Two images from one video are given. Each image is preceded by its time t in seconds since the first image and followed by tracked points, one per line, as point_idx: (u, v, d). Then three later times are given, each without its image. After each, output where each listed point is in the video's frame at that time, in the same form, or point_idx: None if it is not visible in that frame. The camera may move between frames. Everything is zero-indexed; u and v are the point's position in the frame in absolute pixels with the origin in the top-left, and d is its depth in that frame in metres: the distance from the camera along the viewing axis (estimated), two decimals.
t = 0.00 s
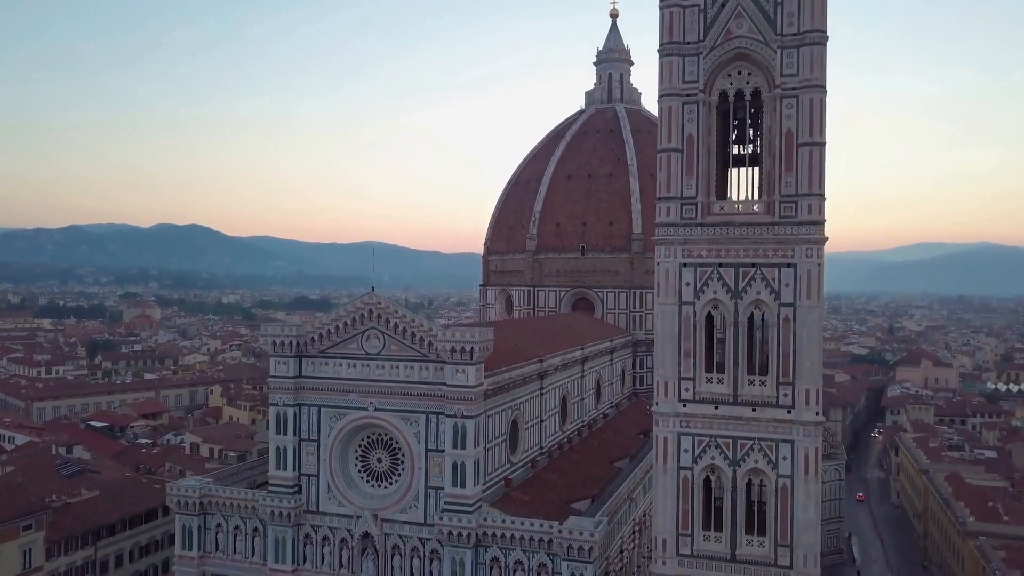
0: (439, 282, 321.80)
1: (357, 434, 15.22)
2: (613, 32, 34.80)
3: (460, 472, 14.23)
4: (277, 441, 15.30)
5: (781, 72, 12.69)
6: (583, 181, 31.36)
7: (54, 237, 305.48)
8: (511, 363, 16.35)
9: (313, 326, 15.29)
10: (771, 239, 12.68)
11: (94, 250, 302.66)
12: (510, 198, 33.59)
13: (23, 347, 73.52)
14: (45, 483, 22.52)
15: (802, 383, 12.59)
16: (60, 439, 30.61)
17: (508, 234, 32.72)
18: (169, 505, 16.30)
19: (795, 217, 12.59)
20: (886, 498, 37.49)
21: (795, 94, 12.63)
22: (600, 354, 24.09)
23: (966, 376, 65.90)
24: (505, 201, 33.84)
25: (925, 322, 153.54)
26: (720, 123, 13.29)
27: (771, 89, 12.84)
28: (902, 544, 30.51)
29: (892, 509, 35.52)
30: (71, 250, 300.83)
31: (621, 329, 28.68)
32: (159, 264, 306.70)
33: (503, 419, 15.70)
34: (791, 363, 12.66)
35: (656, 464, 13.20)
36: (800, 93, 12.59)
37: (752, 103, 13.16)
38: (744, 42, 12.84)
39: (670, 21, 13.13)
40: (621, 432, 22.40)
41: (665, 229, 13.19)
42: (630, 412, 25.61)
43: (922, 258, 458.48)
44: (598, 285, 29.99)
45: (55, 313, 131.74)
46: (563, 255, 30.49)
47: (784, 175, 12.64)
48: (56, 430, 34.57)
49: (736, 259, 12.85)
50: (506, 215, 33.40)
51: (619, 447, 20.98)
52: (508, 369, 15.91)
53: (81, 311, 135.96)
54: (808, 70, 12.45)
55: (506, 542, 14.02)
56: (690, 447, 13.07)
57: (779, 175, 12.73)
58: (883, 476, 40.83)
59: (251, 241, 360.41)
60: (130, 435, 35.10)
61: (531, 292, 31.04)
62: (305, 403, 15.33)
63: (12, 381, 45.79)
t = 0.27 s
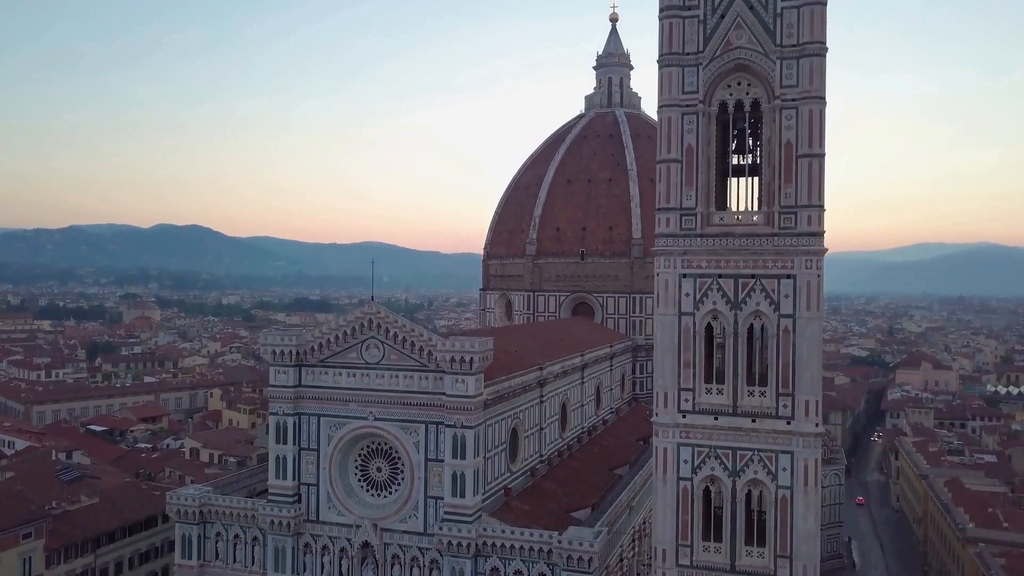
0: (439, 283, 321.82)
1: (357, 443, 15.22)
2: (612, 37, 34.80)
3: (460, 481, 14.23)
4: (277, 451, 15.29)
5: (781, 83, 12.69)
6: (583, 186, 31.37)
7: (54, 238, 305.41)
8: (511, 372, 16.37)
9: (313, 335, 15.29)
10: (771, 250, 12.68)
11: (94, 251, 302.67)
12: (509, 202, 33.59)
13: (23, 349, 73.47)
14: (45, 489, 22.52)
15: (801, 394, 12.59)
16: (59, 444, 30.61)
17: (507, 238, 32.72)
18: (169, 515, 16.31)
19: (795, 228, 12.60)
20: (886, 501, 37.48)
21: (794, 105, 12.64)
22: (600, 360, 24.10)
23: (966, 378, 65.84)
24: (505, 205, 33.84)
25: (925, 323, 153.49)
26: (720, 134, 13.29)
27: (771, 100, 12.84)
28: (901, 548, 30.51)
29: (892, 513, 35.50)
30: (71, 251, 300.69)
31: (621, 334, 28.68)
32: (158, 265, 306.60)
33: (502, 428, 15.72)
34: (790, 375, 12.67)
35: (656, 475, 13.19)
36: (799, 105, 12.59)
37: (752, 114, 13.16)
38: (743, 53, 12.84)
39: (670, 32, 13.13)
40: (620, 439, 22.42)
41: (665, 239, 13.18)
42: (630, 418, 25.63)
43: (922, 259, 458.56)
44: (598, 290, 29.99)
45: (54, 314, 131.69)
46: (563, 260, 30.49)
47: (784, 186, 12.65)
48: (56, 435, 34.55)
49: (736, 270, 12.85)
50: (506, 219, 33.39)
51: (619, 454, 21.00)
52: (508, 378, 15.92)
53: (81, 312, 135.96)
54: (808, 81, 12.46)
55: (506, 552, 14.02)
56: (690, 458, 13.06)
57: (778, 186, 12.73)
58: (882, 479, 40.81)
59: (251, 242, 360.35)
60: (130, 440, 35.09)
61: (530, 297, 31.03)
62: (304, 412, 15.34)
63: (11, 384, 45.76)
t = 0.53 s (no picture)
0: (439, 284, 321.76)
1: (356, 454, 15.21)
2: (612, 42, 34.81)
3: (459, 493, 14.23)
4: (276, 461, 15.29)
5: (781, 96, 12.69)
6: (583, 191, 31.36)
7: (54, 238, 305.47)
8: (511, 383, 16.38)
9: (312, 345, 15.29)
10: (770, 263, 12.68)
11: (94, 252, 302.74)
12: (509, 207, 33.59)
13: (23, 351, 73.49)
14: (45, 498, 22.56)
15: (801, 407, 12.58)
16: (59, 450, 30.65)
17: (507, 243, 32.71)
18: (169, 525, 16.31)
19: (795, 241, 12.59)
20: (886, 506, 37.46)
21: (794, 118, 12.64)
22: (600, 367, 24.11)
23: (966, 380, 65.86)
24: (505, 211, 33.82)
25: (925, 324, 153.31)
26: (720, 146, 13.29)
27: (770, 113, 12.83)
28: (901, 554, 30.48)
29: (891, 518, 35.49)
30: (70, 251, 300.70)
31: (621, 340, 28.67)
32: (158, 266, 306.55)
33: (502, 438, 15.73)
34: (790, 388, 12.66)
35: (655, 488, 13.19)
36: (798, 118, 12.60)
37: (752, 126, 13.15)
38: (743, 66, 12.84)
39: (670, 44, 13.13)
40: (620, 447, 22.44)
41: (665, 252, 13.18)
42: (630, 425, 25.64)
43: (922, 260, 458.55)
44: (598, 296, 29.98)
45: (55, 316, 131.75)
46: (563, 266, 30.48)
47: (783, 199, 12.65)
48: (56, 440, 34.57)
49: (735, 283, 12.85)
50: (506, 224, 33.38)
51: (619, 462, 21.02)
52: (508, 389, 15.94)
53: (81, 313, 136.02)
54: (807, 94, 12.46)
55: (506, 564, 14.02)
56: (689, 470, 13.06)
57: (778, 199, 12.72)
58: (882, 484, 40.79)
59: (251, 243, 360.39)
60: (130, 445, 35.11)
61: (530, 302, 31.02)
62: (304, 423, 15.34)
63: (12, 388, 45.81)
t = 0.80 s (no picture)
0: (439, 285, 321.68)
1: (356, 465, 15.20)
2: (612, 47, 34.81)
3: (458, 505, 14.23)
4: (276, 472, 15.28)
5: (780, 109, 12.70)
6: (583, 197, 31.36)
7: (54, 239, 305.45)
8: (511, 393, 16.39)
9: (312, 356, 15.28)
10: (770, 276, 12.67)
11: (93, 253, 302.74)
12: (509, 212, 33.58)
13: (23, 354, 73.48)
14: (44, 506, 22.58)
15: (801, 420, 12.58)
16: (59, 455, 30.67)
17: (507, 249, 32.70)
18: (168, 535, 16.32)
19: (794, 254, 12.60)
20: (886, 510, 37.46)
21: (793, 131, 12.64)
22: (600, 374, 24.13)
23: (966, 383, 65.89)
24: (505, 216, 33.81)
25: (926, 326, 153.24)
26: (719, 158, 13.29)
27: (769, 126, 12.83)
28: (901, 559, 30.48)
29: (891, 522, 35.49)
30: (70, 252, 300.69)
31: (621, 346, 28.68)
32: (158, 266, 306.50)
33: (502, 449, 15.75)
34: (789, 401, 12.66)
35: (655, 500, 13.18)
36: (797, 131, 12.60)
37: (751, 139, 13.15)
38: (742, 79, 12.84)
39: (669, 57, 13.14)
40: (620, 454, 22.47)
41: (664, 264, 13.19)
42: (629, 431, 25.66)
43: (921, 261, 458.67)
44: (598, 301, 29.97)
45: (55, 317, 131.80)
46: (563, 271, 30.46)
47: (782, 212, 12.65)
48: (55, 445, 34.58)
49: (735, 295, 12.85)
50: (506, 229, 33.37)
51: (619, 470, 21.05)
52: (507, 399, 15.95)
53: (81, 314, 135.99)
54: (807, 108, 12.47)
55: None
56: (689, 482, 13.06)
57: (777, 212, 12.73)
58: (882, 488, 40.78)
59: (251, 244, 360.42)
60: (129, 450, 35.13)
61: (530, 307, 31.00)
62: (304, 434, 15.34)
63: (11, 392, 45.84)
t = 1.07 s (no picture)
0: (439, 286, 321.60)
1: (355, 474, 15.20)
2: (612, 51, 34.81)
3: (458, 515, 14.24)
4: (276, 481, 15.29)
5: (779, 120, 12.71)
6: (583, 201, 31.38)
7: (54, 239, 305.32)
8: (511, 401, 16.43)
9: (311, 366, 15.27)
10: (769, 287, 12.68)
11: (93, 253, 302.65)
12: (509, 217, 33.58)
13: (22, 356, 73.45)
14: (44, 513, 22.60)
15: (800, 432, 12.59)
16: (59, 460, 30.67)
17: (507, 253, 32.69)
18: (168, 544, 16.31)
19: (793, 265, 12.61)
20: (885, 514, 37.46)
21: (793, 142, 12.65)
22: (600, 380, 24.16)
23: (966, 386, 65.87)
24: (504, 220, 33.82)
25: (926, 327, 153.18)
26: (719, 169, 13.29)
27: (769, 137, 12.83)
28: (900, 564, 30.49)
29: (891, 526, 35.49)
30: (70, 253, 300.56)
31: (620, 351, 28.70)
32: (158, 267, 306.41)
33: (501, 458, 15.77)
34: (789, 412, 12.67)
35: (654, 510, 13.18)
36: (797, 142, 12.61)
37: (750, 150, 13.15)
38: (742, 90, 12.84)
39: (668, 67, 13.13)
40: (620, 460, 22.50)
41: (663, 275, 13.20)
42: (629, 437, 25.69)
43: (921, 261, 458.78)
44: (597, 306, 29.97)
45: (55, 318, 131.64)
46: (563, 276, 30.47)
47: (782, 224, 12.66)
48: (55, 449, 34.57)
49: (734, 307, 12.85)
50: (505, 233, 33.37)
51: (619, 476, 21.07)
52: (507, 408, 15.97)
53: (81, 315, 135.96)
54: (806, 119, 12.48)
55: None
56: (689, 493, 13.06)
57: (776, 223, 12.74)
58: (882, 491, 40.78)
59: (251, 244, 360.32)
60: (130, 454, 35.13)
61: (530, 312, 30.97)
62: (304, 443, 15.34)
63: (11, 395, 45.81)
